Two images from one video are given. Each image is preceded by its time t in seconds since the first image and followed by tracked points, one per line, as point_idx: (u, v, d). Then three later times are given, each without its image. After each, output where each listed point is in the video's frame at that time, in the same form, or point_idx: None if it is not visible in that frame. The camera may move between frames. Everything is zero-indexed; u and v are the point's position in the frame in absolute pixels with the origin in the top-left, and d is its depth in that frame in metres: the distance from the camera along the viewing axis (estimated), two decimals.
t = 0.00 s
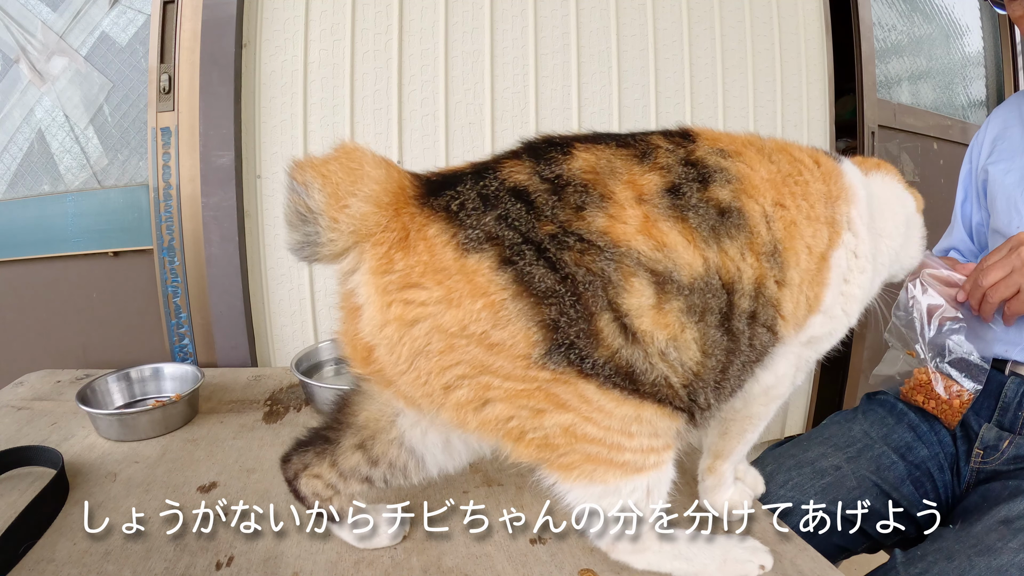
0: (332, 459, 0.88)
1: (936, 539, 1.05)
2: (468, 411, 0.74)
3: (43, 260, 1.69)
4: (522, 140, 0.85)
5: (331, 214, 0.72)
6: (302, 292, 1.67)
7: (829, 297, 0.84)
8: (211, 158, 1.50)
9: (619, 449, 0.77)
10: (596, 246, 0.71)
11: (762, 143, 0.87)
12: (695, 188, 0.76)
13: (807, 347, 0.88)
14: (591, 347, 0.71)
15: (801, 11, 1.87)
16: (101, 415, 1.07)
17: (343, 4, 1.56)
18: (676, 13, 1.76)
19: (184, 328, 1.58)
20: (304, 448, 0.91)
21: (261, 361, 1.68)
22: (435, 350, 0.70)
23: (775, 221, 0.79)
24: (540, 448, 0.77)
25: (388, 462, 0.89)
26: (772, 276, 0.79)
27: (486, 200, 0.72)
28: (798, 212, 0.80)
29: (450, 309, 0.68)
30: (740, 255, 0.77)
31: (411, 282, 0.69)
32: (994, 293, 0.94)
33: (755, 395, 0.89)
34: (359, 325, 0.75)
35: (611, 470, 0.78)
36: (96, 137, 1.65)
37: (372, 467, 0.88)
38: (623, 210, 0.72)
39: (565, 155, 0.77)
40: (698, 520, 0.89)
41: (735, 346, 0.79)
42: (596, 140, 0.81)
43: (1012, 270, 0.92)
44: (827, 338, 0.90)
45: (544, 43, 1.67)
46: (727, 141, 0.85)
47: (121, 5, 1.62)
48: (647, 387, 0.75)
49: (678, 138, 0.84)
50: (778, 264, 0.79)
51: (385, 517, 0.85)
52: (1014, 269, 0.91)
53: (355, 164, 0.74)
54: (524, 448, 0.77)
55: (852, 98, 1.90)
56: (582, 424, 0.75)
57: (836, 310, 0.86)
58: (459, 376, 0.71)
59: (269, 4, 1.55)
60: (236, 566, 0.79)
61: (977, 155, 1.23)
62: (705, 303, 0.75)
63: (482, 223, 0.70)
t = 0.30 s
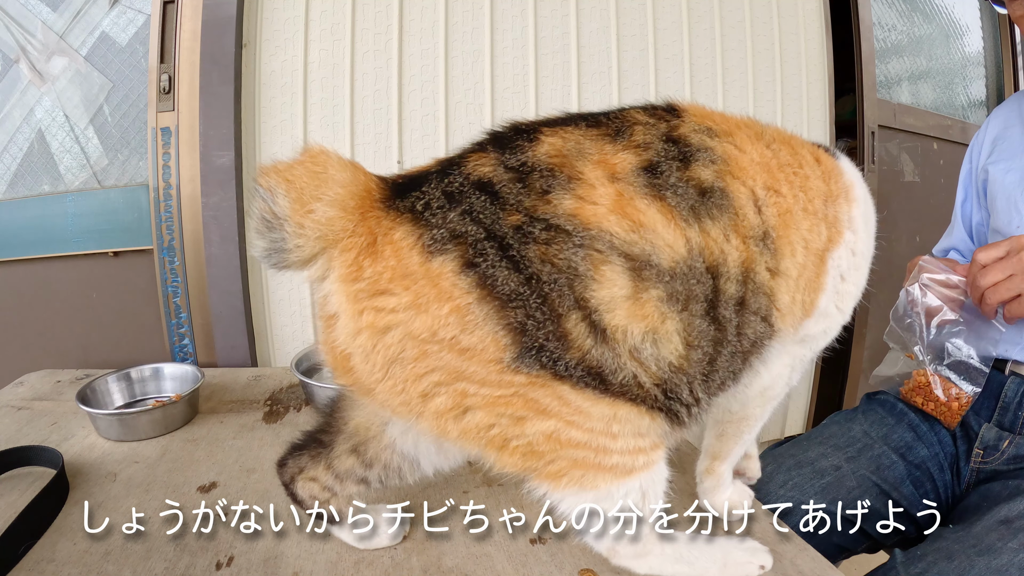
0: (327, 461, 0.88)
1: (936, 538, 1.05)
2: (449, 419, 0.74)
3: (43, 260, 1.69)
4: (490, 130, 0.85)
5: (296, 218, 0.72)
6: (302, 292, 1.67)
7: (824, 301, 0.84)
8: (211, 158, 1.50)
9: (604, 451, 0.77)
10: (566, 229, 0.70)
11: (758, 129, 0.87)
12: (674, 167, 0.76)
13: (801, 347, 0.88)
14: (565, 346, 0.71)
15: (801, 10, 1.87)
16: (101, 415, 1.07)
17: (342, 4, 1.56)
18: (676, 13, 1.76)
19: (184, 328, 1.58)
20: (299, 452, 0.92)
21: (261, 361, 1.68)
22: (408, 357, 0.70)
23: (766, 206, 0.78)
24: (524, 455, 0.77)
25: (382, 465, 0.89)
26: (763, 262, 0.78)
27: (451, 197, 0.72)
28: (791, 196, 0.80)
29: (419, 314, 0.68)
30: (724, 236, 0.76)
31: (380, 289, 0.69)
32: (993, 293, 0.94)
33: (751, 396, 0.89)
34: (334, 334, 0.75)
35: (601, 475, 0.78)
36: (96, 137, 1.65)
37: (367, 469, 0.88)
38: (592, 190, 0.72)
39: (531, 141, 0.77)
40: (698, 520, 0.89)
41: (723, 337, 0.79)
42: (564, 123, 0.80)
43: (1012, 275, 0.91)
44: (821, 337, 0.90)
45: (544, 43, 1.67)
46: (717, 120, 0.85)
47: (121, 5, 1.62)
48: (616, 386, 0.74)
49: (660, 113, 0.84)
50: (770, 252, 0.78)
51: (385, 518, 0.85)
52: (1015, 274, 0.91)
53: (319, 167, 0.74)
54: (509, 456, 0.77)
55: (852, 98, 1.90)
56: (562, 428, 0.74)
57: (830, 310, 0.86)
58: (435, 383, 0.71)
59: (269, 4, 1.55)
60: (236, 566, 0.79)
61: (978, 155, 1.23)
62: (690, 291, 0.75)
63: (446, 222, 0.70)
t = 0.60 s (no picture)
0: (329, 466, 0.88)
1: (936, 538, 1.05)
2: (458, 430, 0.73)
3: (43, 260, 1.69)
4: (493, 132, 0.85)
5: (299, 222, 0.71)
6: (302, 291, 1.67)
7: (824, 285, 0.89)
8: (211, 158, 1.50)
9: (615, 458, 0.76)
10: (586, 231, 0.70)
11: (754, 127, 0.90)
12: (690, 162, 0.77)
13: (799, 337, 0.91)
14: (585, 351, 0.71)
15: (801, 10, 1.87)
16: (101, 415, 1.07)
17: (342, 4, 1.56)
18: (676, 13, 1.76)
19: (184, 328, 1.58)
20: (300, 457, 0.92)
21: (261, 361, 1.68)
22: (417, 367, 0.69)
23: (778, 198, 0.82)
24: (533, 462, 0.76)
25: (384, 471, 0.89)
26: (781, 251, 0.81)
27: (459, 203, 0.72)
28: (797, 188, 0.85)
29: (430, 323, 0.67)
30: (744, 230, 0.78)
31: (388, 297, 0.69)
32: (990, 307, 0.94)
33: (760, 388, 0.89)
34: (337, 343, 0.74)
35: (609, 481, 0.77)
36: (96, 137, 1.65)
37: (369, 473, 0.88)
38: (611, 190, 0.72)
39: (541, 142, 0.77)
40: (697, 520, 0.89)
41: (745, 331, 0.80)
42: (574, 122, 0.80)
43: (1010, 290, 0.91)
44: (814, 325, 0.92)
45: (544, 44, 1.67)
46: (721, 118, 0.88)
47: (121, 5, 1.62)
48: (633, 392, 0.74)
49: (665, 110, 0.85)
50: (787, 241, 0.82)
51: (384, 517, 0.85)
52: (1013, 289, 0.90)
53: (323, 168, 0.73)
54: (518, 464, 0.77)
55: (852, 98, 1.90)
56: (574, 435, 0.74)
57: (824, 297, 0.90)
58: (445, 394, 0.70)
59: (269, 4, 1.55)
60: (236, 566, 0.79)
61: (977, 155, 1.23)
62: (712, 285, 0.76)
63: (457, 228, 0.70)
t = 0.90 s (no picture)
0: (331, 466, 0.88)
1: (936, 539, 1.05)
2: (468, 430, 0.73)
3: (43, 260, 1.69)
4: (497, 132, 0.84)
5: (310, 226, 0.70)
6: (301, 291, 1.67)
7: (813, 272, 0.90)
8: (211, 158, 1.50)
9: (623, 455, 0.76)
10: (596, 232, 0.70)
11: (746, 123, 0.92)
12: (694, 160, 0.78)
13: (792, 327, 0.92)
14: (598, 348, 0.71)
15: (801, 10, 1.87)
16: (102, 415, 1.07)
17: (342, 4, 1.56)
18: (676, 12, 1.75)
19: (184, 328, 1.58)
20: (302, 457, 0.92)
21: (261, 361, 1.68)
22: (430, 368, 0.69)
23: (774, 193, 0.84)
24: (542, 460, 0.76)
25: (387, 471, 0.89)
26: (780, 243, 0.83)
27: (471, 204, 0.72)
28: (791, 182, 0.88)
29: (444, 325, 0.67)
30: (745, 225, 0.79)
31: (400, 300, 0.68)
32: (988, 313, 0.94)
33: (757, 378, 0.89)
34: (346, 346, 0.74)
35: (614, 479, 0.77)
36: (96, 137, 1.65)
37: (371, 474, 0.89)
38: (619, 192, 0.72)
39: (550, 143, 0.76)
40: (698, 520, 0.89)
41: (748, 322, 0.81)
42: (580, 122, 0.80)
43: (1006, 296, 0.91)
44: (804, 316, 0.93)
45: (544, 44, 1.67)
46: (717, 115, 0.88)
47: (121, 5, 1.62)
48: (647, 385, 0.74)
49: (665, 108, 0.85)
50: (785, 234, 0.84)
51: (383, 517, 0.85)
52: (1009, 294, 0.90)
53: (332, 171, 0.72)
54: (525, 462, 0.77)
55: (852, 98, 1.90)
56: (584, 433, 0.74)
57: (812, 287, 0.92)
58: (456, 394, 0.70)
59: (269, 4, 1.55)
60: (236, 566, 0.79)
61: (977, 155, 1.23)
62: (716, 280, 0.76)
63: (469, 230, 0.70)
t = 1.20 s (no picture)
0: (331, 467, 0.88)
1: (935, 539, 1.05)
2: (467, 434, 0.73)
3: (44, 260, 1.69)
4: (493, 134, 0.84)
5: (308, 233, 0.70)
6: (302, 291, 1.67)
7: (801, 271, 0.90)
8: (211, 158, 1.50)
9: (622, 458, 0.76)
10: (594, 234, 0.71)
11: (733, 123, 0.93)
12: (686, 160, 0.79)
13: (783, 325, 0.92)
14: (597, 349, 0.71)
15: (801, 10, 1.87)
16: (101, 416, 1.07)
17: (342, 4, 1.56)
18: (676, 12, 1.75)
19: (184, 328, 1.58)
20: (302, 458, 0.91)
21: (261, 361, 1.69)
22: (429, 373, 0.69)
23: (763, 192, 0.85)
24: (541, 464, 0.76)
25: (386, 472, 0.89)
26: (768, 243, 0.83)
27: (468, 207, 0.72)
28: (778, 181, 0.89)
29: (443, 329, 0.67)
30: (737, 224, 0.79)
31: (398, 304, 0.68)
32: (991, 298, 0.92)
33: (750, 377, 0.89)
34: (344, 352, 0.74)
35: (614, 482, 0.77)
36: (96, 137, 1.65)
37: (371, 475, 0.88)
38: (616, 193, 0.73)
39: (545, 144, 0.77)
40: (698, 520, 0.89)
41: (743, 320, 0.81)
42: (574, 123, 0.80)
43: (1004, 278, 0.91)
44: (795, 313, 0.93)
45: (544, 44, 1.67)
46: (706, 116, 0.89)
47: (121, 5, 1.62)
48: (647, 385, 0.74)
49: (655, 109, 0.85)
50: (774, 233, 0.84)
51: (383, 518, 0.85)
52: (1007, 277, 0.91)
53: (328, 176, 0.72)
54: (524, 466, 0.77)
55: (852, 98, 1.90)
56: (583, 436, 0.74)
57: (803, 285, 0.91)
58: (456, 399, 0.70)
59: (269, 4, 1.55)
60: (236, 566, 0.79)
61: (977, 152, 1.23)
62: (711, 279, 0.76)
63: (468, 233, 0.70)
